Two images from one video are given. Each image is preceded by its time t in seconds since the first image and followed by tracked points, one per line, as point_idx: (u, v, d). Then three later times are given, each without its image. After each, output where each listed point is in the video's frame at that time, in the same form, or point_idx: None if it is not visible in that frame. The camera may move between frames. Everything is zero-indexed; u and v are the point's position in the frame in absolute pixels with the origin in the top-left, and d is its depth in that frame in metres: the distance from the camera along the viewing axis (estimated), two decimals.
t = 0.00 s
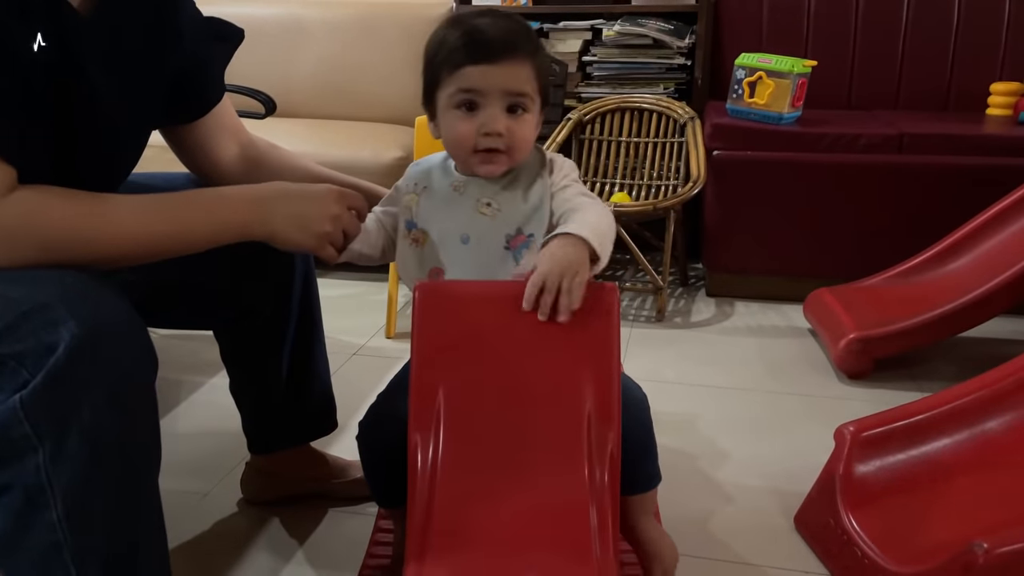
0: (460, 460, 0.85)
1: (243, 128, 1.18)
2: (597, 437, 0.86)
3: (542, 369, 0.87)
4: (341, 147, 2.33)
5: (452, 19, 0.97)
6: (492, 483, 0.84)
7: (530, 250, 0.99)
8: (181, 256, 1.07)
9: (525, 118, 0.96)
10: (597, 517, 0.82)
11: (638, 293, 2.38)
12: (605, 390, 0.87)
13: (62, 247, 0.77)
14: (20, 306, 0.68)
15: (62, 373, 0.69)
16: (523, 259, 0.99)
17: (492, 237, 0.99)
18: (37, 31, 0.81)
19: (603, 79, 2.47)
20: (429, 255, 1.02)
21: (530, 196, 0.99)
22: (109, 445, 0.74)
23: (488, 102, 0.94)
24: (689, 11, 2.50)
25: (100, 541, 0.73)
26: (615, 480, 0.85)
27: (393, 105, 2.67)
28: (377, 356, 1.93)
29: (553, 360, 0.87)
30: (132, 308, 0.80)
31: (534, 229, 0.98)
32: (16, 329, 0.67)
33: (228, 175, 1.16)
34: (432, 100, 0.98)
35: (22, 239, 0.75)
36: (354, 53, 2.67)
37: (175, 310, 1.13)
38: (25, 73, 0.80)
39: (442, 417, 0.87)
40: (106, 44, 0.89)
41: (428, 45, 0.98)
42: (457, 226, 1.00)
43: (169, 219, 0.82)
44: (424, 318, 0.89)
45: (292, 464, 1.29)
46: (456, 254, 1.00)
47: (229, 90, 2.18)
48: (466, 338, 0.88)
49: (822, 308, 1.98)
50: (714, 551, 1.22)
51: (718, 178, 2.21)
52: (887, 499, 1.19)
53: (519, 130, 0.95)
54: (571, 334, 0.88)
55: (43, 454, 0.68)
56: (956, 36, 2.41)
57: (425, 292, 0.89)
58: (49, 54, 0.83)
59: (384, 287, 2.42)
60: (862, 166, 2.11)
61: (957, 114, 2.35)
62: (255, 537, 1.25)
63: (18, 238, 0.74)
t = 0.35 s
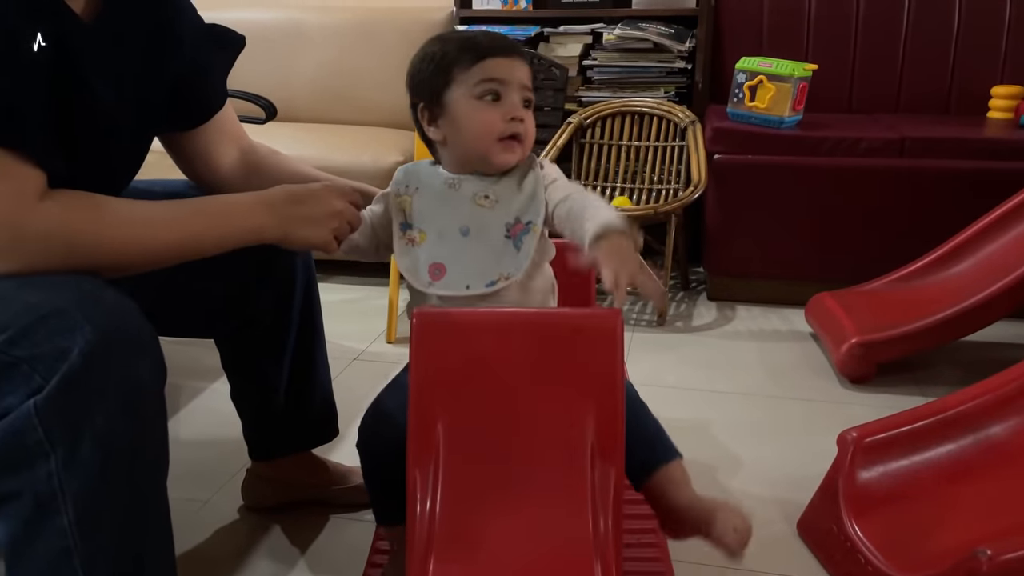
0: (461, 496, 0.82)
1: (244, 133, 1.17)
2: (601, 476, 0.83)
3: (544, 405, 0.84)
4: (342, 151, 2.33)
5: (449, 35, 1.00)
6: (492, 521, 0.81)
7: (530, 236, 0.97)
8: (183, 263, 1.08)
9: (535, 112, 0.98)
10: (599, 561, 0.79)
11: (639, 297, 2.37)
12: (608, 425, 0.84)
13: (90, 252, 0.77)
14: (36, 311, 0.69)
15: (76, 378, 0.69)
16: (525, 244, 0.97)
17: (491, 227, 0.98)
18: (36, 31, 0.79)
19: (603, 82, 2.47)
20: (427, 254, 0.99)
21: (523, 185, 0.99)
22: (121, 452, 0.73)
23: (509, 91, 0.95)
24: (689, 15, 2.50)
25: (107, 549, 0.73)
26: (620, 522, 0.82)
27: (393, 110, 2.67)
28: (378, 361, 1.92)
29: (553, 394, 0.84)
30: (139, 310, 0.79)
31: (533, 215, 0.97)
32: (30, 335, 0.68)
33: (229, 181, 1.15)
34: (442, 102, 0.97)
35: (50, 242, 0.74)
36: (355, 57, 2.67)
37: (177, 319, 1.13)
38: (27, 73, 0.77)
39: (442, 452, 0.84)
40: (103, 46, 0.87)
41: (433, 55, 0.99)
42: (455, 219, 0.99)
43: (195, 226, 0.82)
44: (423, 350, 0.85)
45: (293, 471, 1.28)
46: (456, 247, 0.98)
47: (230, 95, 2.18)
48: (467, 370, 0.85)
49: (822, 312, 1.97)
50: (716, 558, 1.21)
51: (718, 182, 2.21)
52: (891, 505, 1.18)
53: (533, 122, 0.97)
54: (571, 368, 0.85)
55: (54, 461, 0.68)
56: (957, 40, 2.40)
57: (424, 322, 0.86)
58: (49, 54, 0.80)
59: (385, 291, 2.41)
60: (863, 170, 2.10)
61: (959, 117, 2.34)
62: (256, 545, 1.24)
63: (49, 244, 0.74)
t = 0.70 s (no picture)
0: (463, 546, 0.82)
1: (245, 142, 1.17)
2: (602, 537, 0.83)
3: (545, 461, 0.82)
4: (342, 158, 2.33)
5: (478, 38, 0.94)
6: None
7: (566, 281, 0.96)
8: (176, 273, 1.08)
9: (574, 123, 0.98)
10: None
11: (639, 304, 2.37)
12: (610, 488, 0.82)
13: (69, 264, 0.77)
14: (30, 325, 0.69)
15: (71, 393, 0.69)
16: (563, 289, 0.95)
17: (526, 268, 0.96)
18: (37, 31, 0.80)
19: (603, 88, 2.47)
20: (454, 292, 0.95)
21: (561, 226, 0.98)
22: (120, 466, 0.74)
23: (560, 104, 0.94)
24: (689, 21, 2.50)
25: (105, 561, 0.73)
26: None
27: (393, 116, 2.67)
28: (378, 368, 1.92)
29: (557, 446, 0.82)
30: (137, 327, 0.79)
31: (571, 260, 0.97)
32: (25, 350, 0.68)
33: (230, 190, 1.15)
34: (490, 116, 0.92)
35: (23, 253, 0.74)
36: (355, 64, 2.68)
37: (173, 327, 1.13)
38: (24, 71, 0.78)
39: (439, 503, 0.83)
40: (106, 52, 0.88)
41: (466, 59, 0.93)
42: (489, 257, 0.96)
43: (163, 232, 0.81)
44: (418, 403, 0.81)
45: (294, 480, 1.28)
46: (485, 287, 0.95)
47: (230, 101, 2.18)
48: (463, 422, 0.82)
49: (823, 317, 1.98)
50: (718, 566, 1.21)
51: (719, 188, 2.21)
52: (892, 512, 1.18)
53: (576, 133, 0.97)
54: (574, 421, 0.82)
55: (50, 476, 0.68)
56: (957, 46, 2.41)
57: (418, 375, 0.80)
58: (50, 54, 0.81)
59: (385, 298, 2.41)
60: (864, 176, 2.11)
61: (960, 123, 2.34)
62: (256, 555, 1.24)
63: (21, 256, 0.74)
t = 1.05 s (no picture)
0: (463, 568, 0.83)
1: (245, 153, 1.17)
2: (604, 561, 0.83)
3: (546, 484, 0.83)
4: (343, 163, 2.33)
5: (489, 49, 0.92)
6: None
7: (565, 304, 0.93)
8: (173, 281, 1.08)
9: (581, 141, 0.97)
10: None
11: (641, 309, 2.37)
12: (613, 514, 0.83)
13: (47, 278, 0.78)
14: (6, 340, 0.70)
15: (48, 407, 0.69)
16: (561, 313, 0.93)
17: (524, 292, 0.95)
18: (37, 31, 0.81)
19: (603, 94, 2.47)
20: (452, 315, 0.96)
21: (561, 245, 0.96)
22: (103, 479, 0.74)
23: (572, 126, 0.93)
24: (689, 27, 2.50)
25: None
26: None
27: (393, 121, 2.67)
28: (379, 374, 1.92)
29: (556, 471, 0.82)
30: (120, 335, 0.80)
31: (569, 280, 0.94)
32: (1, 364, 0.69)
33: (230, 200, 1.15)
34: (498, 135, 0.91)
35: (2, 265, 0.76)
36: (356, 69, 2.68)
37: (170, 334, 1.14)
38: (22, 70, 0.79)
39: (438, 523, 0.83)
40: (105, 57, 0.89)
41: (479, 74, 0.91)
42: (485, 281, 0.95)
43: (143, 240, 0.82)
44: (414, 428, 0.81)
45: (295, 487, 1.28)
46: (481, 312, 0.95)
47: (231, 107, 2.18)
48: (462, 444, 0.82)
49: (824, 323, 1.97)
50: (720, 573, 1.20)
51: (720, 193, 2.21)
52: (893, 519, 1.18)
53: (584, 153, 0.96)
54: (573, 446, 0.82)
55: (31, 491, 0.69)
56: (958, 51, 2.41)
57: (415, 399, 0.81)
58: (51, 54, 0.82)
59: (385, 303, 2.41)
60: (864, 181, 2.10)
61: (961, 128, 2.34)
62: (256, 563, 1.24)
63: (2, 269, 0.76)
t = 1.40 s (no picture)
0: (467, 532, 0.84)
1: (246, 159, 1.17)
2: (606, 517, 0.84)
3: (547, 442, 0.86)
4: (344, 169, 2.33)
5: (483, 69, 0.91)
6: (495, 560, 0.83)
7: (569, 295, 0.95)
8: (177, 293, 1.08)
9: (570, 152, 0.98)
10: None
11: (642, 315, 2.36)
12: (611, 468, 0.85)
13: (50, 287, 0.77)
14: (15, 347, 0.69)
15: (56, 414, 0.69)
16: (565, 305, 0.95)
17: (531, 291, 0.96)
18: (37, 31, 0.81)
19: (604, 100, 2.47)
20: (464, 319, 0.98)
21: (561, 241, 0.97)
22: (107, 485, 0.74)
23: (564, 143, 0.93)
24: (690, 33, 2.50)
25: None
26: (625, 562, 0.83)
27: (395, 128, 2.67)
28: (379, 381, 1.91)
29: (556, 430, 0.86)
30: (123, 342, 0.80)
31: (570, 272, 0.95)
32: (9, 371, 0.68)
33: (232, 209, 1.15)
34: (496, 157, 0.91)
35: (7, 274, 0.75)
36: (357, 76, 2.68)
37: (173, 342, 1.13)
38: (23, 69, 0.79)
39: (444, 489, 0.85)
40: (105, 61, 0.88)
41: (475, 99, 0.90)
42: (494, 283, 0.96)
43: (154, 253, 0.82)
44: (421, 391, 0.86)
45: (295, 495, 1.28)
46: (493, 313, 0.97)
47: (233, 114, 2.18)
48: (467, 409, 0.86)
49: (826, 330, 1.97)
50: None
51: (721, 199, 2.21)
52: (897, 528, 1.17)
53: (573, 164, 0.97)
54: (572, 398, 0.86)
55: (37, 500, 0.68)
56: (959, 57, 2.41)
57: (422, 359, 0.87)
58: (51, 55, 0.82)
59: (387, 309, 2.41)
60: (865, 188, 2.10)
61: (962, 134, 2.34)
62: (257, 571, 1.23)
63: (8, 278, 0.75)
